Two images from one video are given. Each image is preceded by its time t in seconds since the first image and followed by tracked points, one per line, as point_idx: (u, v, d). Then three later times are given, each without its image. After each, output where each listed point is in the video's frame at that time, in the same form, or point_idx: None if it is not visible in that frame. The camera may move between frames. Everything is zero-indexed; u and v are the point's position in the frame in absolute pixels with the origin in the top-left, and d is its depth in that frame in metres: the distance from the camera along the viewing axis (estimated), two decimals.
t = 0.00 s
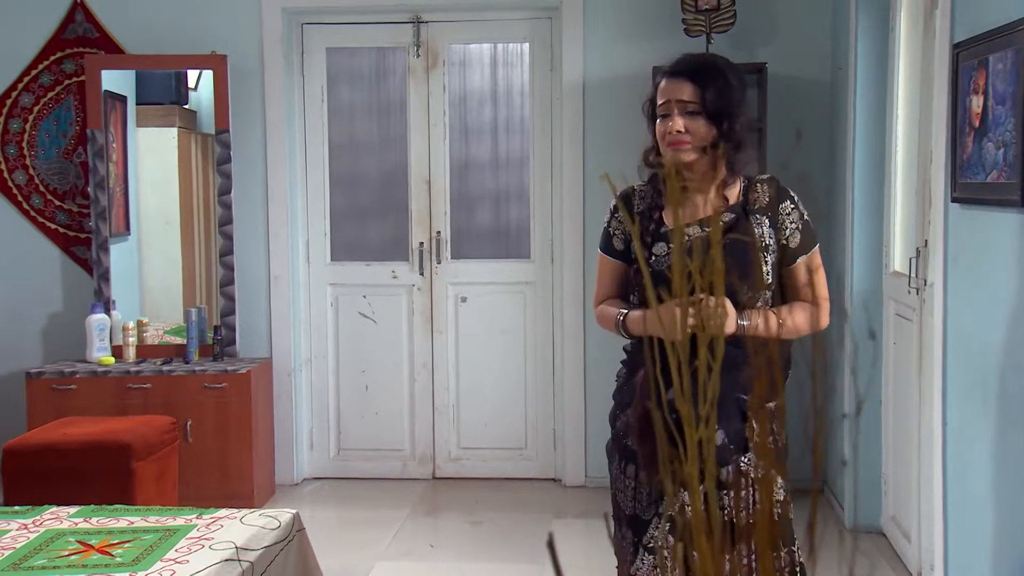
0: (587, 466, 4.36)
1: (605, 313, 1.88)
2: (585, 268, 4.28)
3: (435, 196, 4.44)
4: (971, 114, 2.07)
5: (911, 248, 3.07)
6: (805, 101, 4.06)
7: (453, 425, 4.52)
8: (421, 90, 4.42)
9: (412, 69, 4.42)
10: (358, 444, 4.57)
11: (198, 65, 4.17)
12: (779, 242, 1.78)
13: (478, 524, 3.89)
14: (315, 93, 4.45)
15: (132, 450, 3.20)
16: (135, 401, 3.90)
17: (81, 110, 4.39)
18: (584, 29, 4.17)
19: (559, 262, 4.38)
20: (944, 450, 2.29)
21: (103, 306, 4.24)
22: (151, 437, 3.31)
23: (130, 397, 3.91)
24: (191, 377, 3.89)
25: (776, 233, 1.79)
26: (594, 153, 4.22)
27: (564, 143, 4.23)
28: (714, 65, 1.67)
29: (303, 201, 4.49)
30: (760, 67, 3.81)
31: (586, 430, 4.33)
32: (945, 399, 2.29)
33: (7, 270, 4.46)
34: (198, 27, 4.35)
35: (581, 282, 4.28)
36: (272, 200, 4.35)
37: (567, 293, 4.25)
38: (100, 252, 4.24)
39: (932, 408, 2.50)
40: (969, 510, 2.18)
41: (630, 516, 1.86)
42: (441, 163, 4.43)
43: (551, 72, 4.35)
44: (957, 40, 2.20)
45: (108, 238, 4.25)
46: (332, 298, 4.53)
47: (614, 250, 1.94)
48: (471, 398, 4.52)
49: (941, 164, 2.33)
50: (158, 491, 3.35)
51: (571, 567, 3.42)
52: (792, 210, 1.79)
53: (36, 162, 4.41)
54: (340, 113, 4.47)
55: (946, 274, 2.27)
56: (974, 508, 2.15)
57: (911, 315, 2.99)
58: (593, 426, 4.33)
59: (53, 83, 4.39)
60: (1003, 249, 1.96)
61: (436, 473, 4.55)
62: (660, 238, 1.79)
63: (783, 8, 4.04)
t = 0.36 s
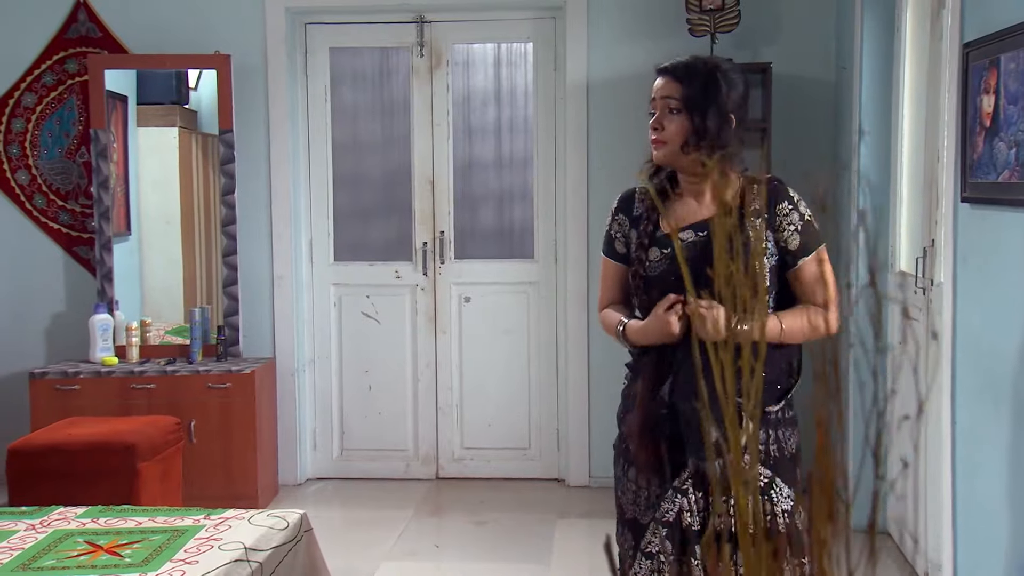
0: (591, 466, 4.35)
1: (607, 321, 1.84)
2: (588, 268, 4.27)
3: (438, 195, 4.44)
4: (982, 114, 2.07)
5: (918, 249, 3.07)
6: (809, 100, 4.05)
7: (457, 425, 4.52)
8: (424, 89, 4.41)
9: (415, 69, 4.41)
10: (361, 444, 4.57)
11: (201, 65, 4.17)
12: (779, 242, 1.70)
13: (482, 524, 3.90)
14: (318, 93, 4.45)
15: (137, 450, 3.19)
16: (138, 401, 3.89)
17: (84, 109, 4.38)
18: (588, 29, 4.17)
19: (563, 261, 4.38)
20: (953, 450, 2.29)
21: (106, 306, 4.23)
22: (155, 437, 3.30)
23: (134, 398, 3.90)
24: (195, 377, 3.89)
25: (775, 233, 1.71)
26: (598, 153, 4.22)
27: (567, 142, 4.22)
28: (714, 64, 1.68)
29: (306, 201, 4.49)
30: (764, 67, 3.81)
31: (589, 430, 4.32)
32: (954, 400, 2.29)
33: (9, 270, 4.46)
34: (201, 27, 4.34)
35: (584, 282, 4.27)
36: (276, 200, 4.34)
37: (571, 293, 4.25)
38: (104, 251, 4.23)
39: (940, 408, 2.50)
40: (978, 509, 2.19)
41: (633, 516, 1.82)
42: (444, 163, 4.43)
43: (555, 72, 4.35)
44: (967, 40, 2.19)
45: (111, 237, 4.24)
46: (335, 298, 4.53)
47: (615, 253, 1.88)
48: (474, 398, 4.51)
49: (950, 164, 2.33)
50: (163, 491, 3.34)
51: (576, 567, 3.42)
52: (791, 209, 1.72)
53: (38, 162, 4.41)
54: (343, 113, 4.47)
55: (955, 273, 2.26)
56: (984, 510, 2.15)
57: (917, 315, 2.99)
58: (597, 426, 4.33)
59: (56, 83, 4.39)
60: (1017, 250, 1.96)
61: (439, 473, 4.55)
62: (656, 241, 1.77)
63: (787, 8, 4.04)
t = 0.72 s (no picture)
0: (590, 466, 4.35)
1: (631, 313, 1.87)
2: (588, 268, 4.27)
3: (437, 195, 4.44)
4: (987, 114, 2.07)
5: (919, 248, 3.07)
6: (809, 101, 4.06)
7: (456, 425, 4.52)
8: (423, 89, 4.41)
9: (414, 68, 4.41)
10: (360, 444, 4.56)
11: (200, 64, 4.16)
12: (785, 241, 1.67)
13: (483, 524, 3.90)
14: (317, 93, 4.44)
15: (138, 451, 3.18)
16: (137, 401, 3.88)
17: (82, 109, 4.37)
18: (588, 29, 4.17)
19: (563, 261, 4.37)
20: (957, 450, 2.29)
21: (104, 306, 4.22)
22: (156, 437, 3.29)
23: (133, 398, 3.89)
24: (195, 377, 3.88)
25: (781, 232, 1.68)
26: (597, 152, 4.22)
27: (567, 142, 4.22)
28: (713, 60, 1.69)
29: (305, 202, 4.48)
30: (764, 67, 3.82)
31: (589, 430, 4.32)
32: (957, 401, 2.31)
33: (7, 270, 4.44)
34: (200, 26, 4.33)
35: (584, 282, 4.26)
36: (274, 199, 4.34)
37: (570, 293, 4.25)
38: (102, 251, 4.20)
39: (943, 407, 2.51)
40: (983, 509, 2.19)
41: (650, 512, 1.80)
42: (443, 162, 4.43)
43: (554, 71, 4.35)
44: (971, 40, 2.20)
45: (109, 237, 4.22)
46: (334, 298, 4.52)
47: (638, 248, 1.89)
48: (473, 398, 4.51)
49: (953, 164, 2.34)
50: (163, 491, 3.33)
51: (577, 567, 3.42)
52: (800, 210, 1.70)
53: (36, 161, 4.39)
54: (342, 113, 4.46)
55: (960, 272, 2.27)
56: (989, 504, 2.16)
57: (918, 315, 3.00)
58: (597, 426, 4.33)
59: (54, 82, 4.37)
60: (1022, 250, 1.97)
61: (438, 473, 4.55)
62: (666, 238, 1.77)
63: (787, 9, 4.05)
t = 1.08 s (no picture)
0: (584, 466, 4.35)
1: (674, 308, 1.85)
2: (582, 268, 4.27)
3: (430, 194, 4.43)
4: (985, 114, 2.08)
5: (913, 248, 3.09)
6: (802, 101, 4.07)
7: (449, 425, 4.51)
8: (417, 88, 4.40)
9: (407, 68, 4.40)
10: (353, 445, 4.55)
11: (192, 63, 4.14)
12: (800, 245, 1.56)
13: (477, 524, 3.89)
14: (310, 92, 4.43)
15: (131, 452, 3.16)
16: (129, 401, 3.86)
17: (72, 108, 4.34)
18: (581, 29, 4.17)
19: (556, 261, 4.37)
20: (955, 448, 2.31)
21: (96, 306, 4.20)
22: (149, 438, 3.27)
23: (125, 399, 3.87)
24: (187, 378, 3.86)
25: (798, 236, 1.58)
26: (591, 151, 4.22)
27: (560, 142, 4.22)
28: (738, 61, 1.56)
29: (297, 202, 4.47)
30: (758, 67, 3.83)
31: (582, 430, 4.32)
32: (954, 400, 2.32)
33: None
34: (192, 25, 4.31)
35: (578, 282, 4.26)
36: (267, 199, 4.32)
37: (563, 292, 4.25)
38: (94, 251, 4.18)
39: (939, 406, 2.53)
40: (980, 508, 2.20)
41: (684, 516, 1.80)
42: (436, 162, 4.42)
43: (547, 71, 4.35)
44: (969, 41, 2.21)
45: (100, 237, 4.20)
46: (327, 298, 4.50)
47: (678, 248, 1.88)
48: (466, 398, 4.50)
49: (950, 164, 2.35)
50: (156, 493, 3.32)
51: (572, 567, 3.42)
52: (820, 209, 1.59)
53: (26, 161, 4.36)
54: (334, 112, 4.45)
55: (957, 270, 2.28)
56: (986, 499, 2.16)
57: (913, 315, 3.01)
58: (590, 426, 4.33)
59: (44, 81, 4.34)
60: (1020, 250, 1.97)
61: (431, 473, 4.54)
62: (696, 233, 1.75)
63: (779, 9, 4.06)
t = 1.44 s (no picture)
0: (571, 466, 4.35)
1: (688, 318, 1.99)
2: (568, 267, 4.27)
3: (417, 194, 4.42)
4: (974, 114, 2.09)
5: (899, 249, 3.11)
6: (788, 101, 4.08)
7: (436, 425, 4.50)
8: (403, 87, 4.39)
9: (394, 67, 4.39)
10: (340, 445, 4.53)
11: (177, 62, 4.11)
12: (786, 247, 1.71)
13: (465, 524, 3.89)
14: (296, 91, 4.41)
15: (118, 453, 3.14)
16: (114, 402, 3.83)
17: (55, 107, 4.30)
18: (568, 29, 4.17)
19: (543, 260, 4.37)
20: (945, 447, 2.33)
21: (79, 306, 4.16)
22: (136, 438, 3.25)
23: (110, 399, 3.84)
24: (173, 378, 3.84)
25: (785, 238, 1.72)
26: (577, 151, 4.22)
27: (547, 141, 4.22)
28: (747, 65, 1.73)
29: (283, 201, 4.45)
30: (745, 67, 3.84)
31: (569, 429, 4.33)
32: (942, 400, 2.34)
33: None
34: (177, 24, 4.29)
35: (564, 281, 4.26)
36: (252, 198, 4.30)
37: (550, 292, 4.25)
38: (77, 251, 4.15)
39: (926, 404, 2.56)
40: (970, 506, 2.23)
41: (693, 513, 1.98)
42: (423, 161, 4.41)
43: (534, 71, 4.34)
44: (957, 41, 2.23)
45: (84, 237, 4.17)
46: (313, 298, 4.49)
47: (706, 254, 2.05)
48: (453, 398, 4.50)
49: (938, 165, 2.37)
50: (143, 494, 3.29)
51: (561, 567, 3.42)
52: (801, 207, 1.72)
53: (8, 160, 4.31)
54: (320, 111, 4.43)
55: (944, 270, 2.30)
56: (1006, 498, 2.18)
57: (899, 314, 3.02)
58: (578, 426, 4.33)
59: (26, 79, 4.30)
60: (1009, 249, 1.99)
61: (418, 474, 4.53)
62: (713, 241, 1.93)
63: (765, 9, 4.07)
